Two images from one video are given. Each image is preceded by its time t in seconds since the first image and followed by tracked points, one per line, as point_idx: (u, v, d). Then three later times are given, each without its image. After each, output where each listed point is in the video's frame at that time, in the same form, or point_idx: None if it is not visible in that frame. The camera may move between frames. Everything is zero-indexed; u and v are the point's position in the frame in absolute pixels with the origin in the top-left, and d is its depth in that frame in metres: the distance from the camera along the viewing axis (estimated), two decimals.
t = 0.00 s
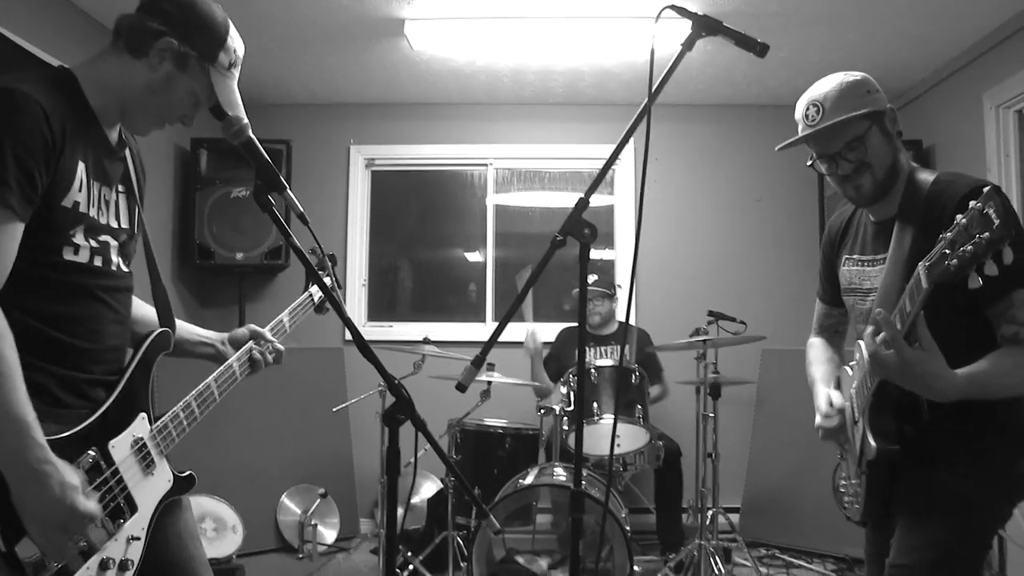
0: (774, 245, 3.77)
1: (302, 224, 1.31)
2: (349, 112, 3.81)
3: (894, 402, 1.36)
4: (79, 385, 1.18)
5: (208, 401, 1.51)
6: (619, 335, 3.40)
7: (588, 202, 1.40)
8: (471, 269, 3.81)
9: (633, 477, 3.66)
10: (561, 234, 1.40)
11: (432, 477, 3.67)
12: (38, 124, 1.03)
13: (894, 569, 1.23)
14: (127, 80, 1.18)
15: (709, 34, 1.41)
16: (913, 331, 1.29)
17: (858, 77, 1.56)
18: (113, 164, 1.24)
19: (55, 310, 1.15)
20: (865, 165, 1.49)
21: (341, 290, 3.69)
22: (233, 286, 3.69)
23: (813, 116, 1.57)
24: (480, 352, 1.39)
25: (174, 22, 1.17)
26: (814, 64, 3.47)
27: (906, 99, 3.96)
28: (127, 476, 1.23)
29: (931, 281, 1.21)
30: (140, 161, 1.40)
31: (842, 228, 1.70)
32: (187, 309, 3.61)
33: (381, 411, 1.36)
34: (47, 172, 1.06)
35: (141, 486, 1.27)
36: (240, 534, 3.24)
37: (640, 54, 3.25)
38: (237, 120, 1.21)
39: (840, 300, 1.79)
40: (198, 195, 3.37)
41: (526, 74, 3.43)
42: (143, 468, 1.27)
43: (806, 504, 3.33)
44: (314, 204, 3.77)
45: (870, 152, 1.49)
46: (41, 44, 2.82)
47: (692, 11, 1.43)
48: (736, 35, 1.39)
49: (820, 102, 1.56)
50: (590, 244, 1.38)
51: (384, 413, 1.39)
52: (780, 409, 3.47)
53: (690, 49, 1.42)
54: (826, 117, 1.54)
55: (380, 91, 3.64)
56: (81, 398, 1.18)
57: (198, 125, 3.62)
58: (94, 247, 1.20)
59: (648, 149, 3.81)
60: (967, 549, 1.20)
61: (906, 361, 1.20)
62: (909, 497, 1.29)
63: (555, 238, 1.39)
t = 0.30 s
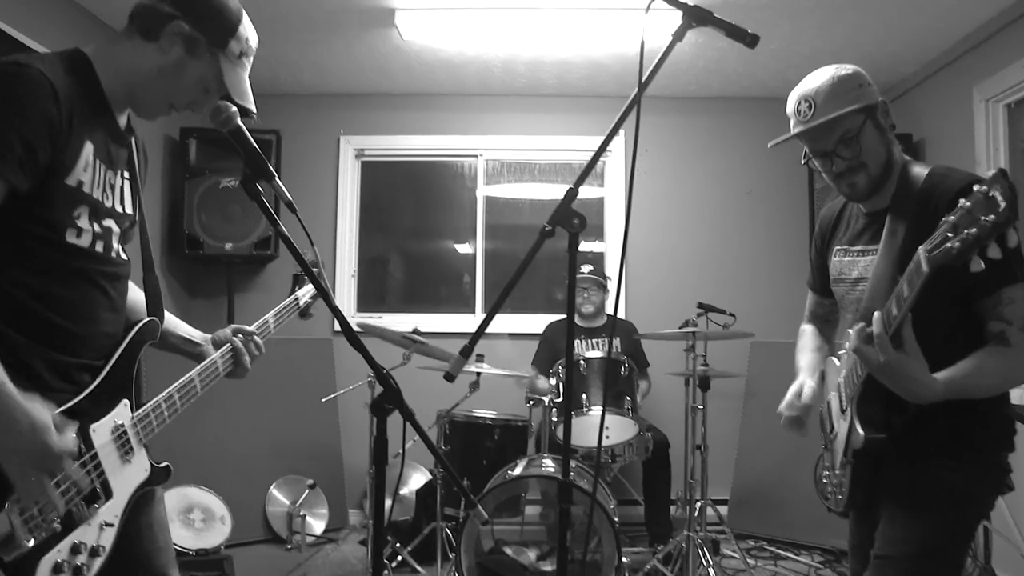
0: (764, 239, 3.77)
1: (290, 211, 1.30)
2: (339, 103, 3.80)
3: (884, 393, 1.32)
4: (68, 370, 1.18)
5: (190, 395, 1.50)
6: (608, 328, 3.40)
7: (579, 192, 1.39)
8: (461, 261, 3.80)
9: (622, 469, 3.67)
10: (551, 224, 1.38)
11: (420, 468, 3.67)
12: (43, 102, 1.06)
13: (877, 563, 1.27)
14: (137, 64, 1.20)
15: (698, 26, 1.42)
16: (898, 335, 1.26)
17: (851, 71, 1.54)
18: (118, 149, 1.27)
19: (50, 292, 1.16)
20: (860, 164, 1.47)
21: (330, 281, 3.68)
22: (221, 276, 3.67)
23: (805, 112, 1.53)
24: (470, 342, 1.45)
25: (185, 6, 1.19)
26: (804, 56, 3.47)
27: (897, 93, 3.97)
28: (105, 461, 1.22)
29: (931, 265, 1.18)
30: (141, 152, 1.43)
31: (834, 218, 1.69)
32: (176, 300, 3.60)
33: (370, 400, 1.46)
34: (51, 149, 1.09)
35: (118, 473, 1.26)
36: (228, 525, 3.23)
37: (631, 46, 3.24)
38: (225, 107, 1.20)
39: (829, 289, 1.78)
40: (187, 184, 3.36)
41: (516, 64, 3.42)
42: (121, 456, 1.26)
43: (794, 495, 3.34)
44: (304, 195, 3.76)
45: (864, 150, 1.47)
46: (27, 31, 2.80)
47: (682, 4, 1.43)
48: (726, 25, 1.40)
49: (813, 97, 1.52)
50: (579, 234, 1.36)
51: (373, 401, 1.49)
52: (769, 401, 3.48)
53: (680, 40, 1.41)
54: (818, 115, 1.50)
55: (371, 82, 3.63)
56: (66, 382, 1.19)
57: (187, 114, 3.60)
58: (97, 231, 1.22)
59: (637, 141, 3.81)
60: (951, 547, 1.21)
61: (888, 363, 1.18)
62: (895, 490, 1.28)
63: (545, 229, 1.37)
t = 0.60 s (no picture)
0: (751, 233, 3.78)
1: (273, 201, 1.28)
2: (327, 94, 3.79)
3: (869, 383, 1.34)
4: (43, 360, 1.20)
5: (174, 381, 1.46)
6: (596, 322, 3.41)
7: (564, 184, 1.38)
8: (449, 254, 3.80)
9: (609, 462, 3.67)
10: (538, 215, 1.37)
11: (407, 461, 3.66)
12: (9, 91, 1.09)
13: (871, 553, 1.26)
14: (90, 39, 1.21)
15: (686, 18, 1.39)
16: (887, 327, 1.26)
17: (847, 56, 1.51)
18: (90, 136, 1.29)
19: (29, 283, 1.19)
20: (849, 149, 1.45)
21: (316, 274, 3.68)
22: (208, 268, 3.66)
23: (800, 89, 1.50)
24: (457, 330, 1.39)
25: None
26: (793, 51, 3.48)
27: (885, 87, 4.02)
28: (83, 453, 1.22)
29: (920, 260, 1.16)
30: (120, 138, 1.45)
31: (815, 211, 1.69)
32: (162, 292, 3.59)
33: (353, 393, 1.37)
34: (19, 139, 1.12)
35: (98, 463, 1.24)
36: (214, 518, 3.20)
37: (619, 39, 3.24)
38: (211, 97, 1.20)
39: (810, 282, 1.78)
40: (173, 175, 3.33)
41: (505, 57, 3.42)
42: (100, 446, 1.25)
43: (781, 489, 3.36)
44: (291, 187, 3.75)
45: (856, 134, 1.45)
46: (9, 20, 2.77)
47: None
48: (714, 19, 1.35)
49: (810, 77, 1.48)
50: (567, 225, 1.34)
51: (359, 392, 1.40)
52: (756, 395, 3.50)
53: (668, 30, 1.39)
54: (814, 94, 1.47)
55: (358, 73, 3.62)
56: (42, 373, 1.20)
57: (174, 105, 3.58)
58: (68, 221, 1.24)
59: (625, 134, 3.81)
60: (945, 533, 1.21)
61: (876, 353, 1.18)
62: (883, 478, 1.27)
63: (531, 219, 1.36)
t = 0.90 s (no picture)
0: (737, 232, 3.79)
1: (259, 195, 1.26)
2: (313, 90, 3.78)
3: (866, 386, 1.36)
4: (20, 354, 1.22)
5: (151, 374, 1.51)
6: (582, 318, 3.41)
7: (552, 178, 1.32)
8: (435, 250, 3.79)
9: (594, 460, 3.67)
10: (523, 211, 1.31)
11: (391, 458, 3.65)
12: None
13: (867, 549, 1.24)
14: (61, 27, 1.25)
15: (672, 15, 1.35)
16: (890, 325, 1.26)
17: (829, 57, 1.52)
18: (72, 127, 1.33)
19: (7, 276, 1.21)
20: (838, 149, 1.45)
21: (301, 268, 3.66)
22: (193, 263, 3.65)
23: (788, 90, 1.49)
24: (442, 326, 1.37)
25: None
26: (779, 50, 3.49)
27: (871, 86, 4.08)
28: (59, 448, 1.25)
29: (931, 261, 1.15)
30: (106, 129, 1.48)
31: (797, 211, 1.68)
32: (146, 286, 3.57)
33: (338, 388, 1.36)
34: None
35: (74, 457, 1.28)
36: (198, 515, 3.18)
37: (606, 37, 3.24)
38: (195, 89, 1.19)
39: (789, 284, 1.75)
40: (158, 170, 3.32)
41: (491, 54, 3.42)
42: (76, 440, 1.29)
43: (766, 487, 3.36)
44: (277, 182, 3.74)
45: (844, 134, 1.45)
46: None
47: None
48: (701, 15, 1.32)
49: (798, 77, 1.48)
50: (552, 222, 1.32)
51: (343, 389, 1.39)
52: (742, 393, 3.51)
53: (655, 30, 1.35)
54: (804, 93, 1.47)
55: (345, 69, 3.61)
56: (19, 367, 1.22)
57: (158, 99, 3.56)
58: (47, 212, 1.27)
59: (611, 132, 3.81)
60: (940, 531, 1.19)
61: (881, 353, 1.18)
62: (877, 474, 1.28)
63: (517, 214, 1.30)
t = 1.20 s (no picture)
0: (730, 232, 3.79)
1: (252, 193, 1.28)
2: (307, 90, 3.78)
3: (859, 383, 1.35)
4: (13, 351, 1.22)
5: (145, 371, 1.49)
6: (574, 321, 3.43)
7: (545, 176, 1.33)
8: (426, 251, 3.79)
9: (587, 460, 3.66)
10: (515, 208, 1.34)
11: (383, 458, 3.64)
12: None
13: (859, 549, 1.25)
14: (51, 23, 1.25)
15: (668, 12, 1.35)
16: (884, 325, 1.24)
17: (823, 55, 1.51)
18: (68, 122, 1.34)
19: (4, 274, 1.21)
20: (830, 150, 1.45)
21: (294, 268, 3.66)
22: (185, 263, 3.64)
23: (781, 91, 1.49)
24: (434, 325, 1.38)
25: None
26: (773, 50, 3.49)
27: (865, 86, 4.11)
28: (50, 445, 1.23)
29: (923, 259, 1.14)
30: (101, 124, 1.49)
31: (795, 207, 1.68)
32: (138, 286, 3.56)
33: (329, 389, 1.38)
34: None
35: (65, 455, 1.27)
36: (189, 514, 3.18)
37: (599, 37, 3.24)
38: (189, 86, 1.22)
39: (788, 281, 1.76)
40: (150, 169, 3.31)
41: (484, 54, 3.42)
42: (68, 438, 1.27)
43: (758, 488, 3.36)
44: (270, 182, 3.74)
45: (837, 134, 1.45)
46: None
47: None
48: (696, 12, 1.31)
49: (791, 78, 1.48)
50: (546, 220, 1.32)
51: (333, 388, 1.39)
52: (734, 393, 3.51)
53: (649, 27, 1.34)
54: (796, 94, 1.47)
55: (338, 69, 3.61)
56: (12, 364, 1.22)
57: (150, 98, 3.55)
58: (43, 208, 1.28)
59: (604, 132, 3.80)
60: (931, 530, 1.19)
61: (874, 352, 1.17)
62: (871, 476, 1.28)
63: (510, 212, 1.33)
